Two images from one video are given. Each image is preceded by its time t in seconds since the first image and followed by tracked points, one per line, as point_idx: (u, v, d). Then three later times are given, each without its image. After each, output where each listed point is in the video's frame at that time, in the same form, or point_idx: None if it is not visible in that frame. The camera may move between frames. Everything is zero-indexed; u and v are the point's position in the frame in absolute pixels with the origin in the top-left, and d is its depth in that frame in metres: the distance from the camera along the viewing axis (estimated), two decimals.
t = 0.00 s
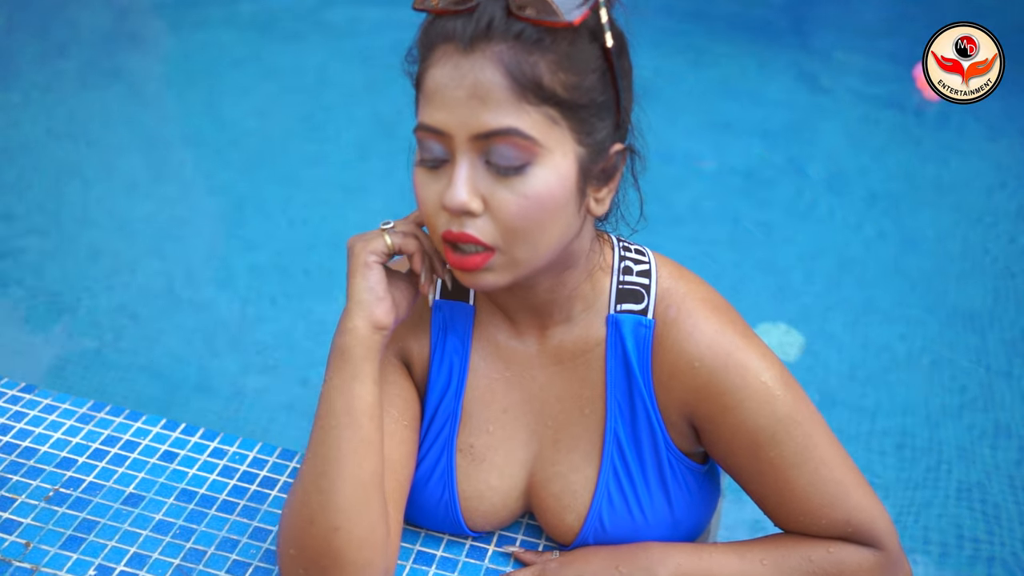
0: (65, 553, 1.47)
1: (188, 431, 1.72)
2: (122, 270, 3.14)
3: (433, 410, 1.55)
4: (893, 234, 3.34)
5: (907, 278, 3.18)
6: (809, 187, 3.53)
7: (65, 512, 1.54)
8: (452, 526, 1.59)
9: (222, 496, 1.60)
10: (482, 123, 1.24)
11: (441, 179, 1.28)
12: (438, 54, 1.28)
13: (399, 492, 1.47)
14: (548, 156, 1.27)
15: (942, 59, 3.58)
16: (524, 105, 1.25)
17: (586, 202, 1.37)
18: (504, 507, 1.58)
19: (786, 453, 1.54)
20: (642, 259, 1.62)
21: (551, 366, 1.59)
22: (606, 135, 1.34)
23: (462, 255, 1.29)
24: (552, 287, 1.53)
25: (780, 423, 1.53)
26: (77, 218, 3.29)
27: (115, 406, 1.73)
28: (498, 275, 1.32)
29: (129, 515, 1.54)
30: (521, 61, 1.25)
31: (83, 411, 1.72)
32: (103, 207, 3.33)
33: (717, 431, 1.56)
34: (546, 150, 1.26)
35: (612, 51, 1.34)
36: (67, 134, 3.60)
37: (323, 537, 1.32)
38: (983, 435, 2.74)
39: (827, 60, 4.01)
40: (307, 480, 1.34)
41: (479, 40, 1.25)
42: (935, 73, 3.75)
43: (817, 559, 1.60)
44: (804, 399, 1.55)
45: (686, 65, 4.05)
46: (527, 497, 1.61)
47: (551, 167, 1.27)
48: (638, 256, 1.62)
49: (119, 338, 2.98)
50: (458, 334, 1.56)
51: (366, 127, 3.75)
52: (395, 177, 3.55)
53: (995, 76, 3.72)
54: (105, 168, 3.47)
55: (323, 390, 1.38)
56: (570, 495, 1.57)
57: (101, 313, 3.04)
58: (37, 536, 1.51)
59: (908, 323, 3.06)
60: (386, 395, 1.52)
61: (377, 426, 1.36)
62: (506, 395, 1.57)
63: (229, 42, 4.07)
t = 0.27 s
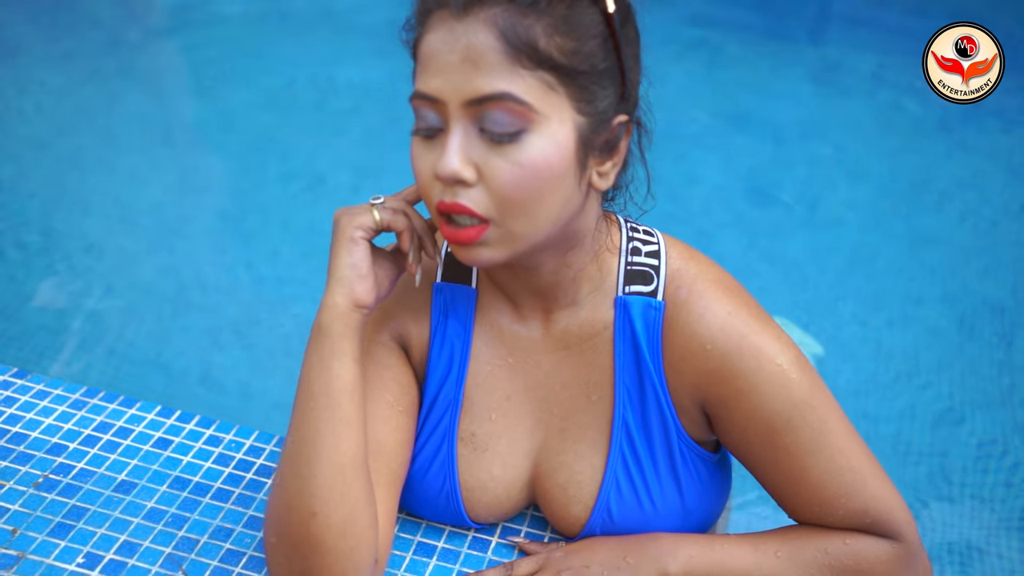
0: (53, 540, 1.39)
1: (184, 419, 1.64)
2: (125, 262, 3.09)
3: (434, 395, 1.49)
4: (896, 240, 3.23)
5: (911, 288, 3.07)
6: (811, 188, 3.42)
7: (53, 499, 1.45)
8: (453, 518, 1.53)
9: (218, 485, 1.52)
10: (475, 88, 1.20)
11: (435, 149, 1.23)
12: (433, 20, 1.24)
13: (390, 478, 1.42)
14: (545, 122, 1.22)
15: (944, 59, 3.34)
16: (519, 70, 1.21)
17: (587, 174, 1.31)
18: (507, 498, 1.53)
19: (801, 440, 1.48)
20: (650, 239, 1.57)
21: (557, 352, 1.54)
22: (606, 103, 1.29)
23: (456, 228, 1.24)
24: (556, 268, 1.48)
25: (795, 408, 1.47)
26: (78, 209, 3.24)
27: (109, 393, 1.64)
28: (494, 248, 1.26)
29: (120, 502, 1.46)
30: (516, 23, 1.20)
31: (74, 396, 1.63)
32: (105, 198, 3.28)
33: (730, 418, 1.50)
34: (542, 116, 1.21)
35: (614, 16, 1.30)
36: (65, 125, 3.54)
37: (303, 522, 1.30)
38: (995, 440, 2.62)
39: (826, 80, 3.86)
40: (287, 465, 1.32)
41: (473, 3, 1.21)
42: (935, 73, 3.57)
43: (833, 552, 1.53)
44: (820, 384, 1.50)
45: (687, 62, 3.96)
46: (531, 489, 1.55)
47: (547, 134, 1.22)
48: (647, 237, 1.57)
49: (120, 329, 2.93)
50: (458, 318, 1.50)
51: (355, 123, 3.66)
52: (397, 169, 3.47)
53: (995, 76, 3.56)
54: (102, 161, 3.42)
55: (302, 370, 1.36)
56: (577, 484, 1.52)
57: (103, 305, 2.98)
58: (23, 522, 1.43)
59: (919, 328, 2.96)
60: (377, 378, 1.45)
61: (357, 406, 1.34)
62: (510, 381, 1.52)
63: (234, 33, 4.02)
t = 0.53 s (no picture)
0: (38, 521, 1.35)
1: (177, 398, 1.58)
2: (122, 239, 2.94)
3: (436, 373, 1.43)
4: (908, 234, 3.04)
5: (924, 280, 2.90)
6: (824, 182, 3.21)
7: (38, 479, 1.40)
8: (457, 503, 1.46)
9: (211, 466, 1.47)
10: (472, 40, 1.19)
11: (431, 104, 1.23)
12: None
13: (386, 455, 1.37)
14: (543, 77, 1.20)
15: (943, 60, 3.26)
16: (518, 22, 1.19)
17: (590, 135, 1.28)
18: (513, 484, 1.45)
19: (823, 423, 1.41)
20: (664, 212, 1.49)
21: (565, 330, 1.46)
22: (612, 60, 1.26)
23: (451, 187, 1.23)
24: (563, 240, 1.41)
25: (816, 390, 1.40)
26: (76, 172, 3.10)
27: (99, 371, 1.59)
28: (489, 210, 1.25)
29: (108, 483, 1.41)
30: None
31: (64, 375, 1.58)
32: (93, 176, 3.09)
33: (748, 400, 1.43)
34: (540, 70, 1.20)
35: None
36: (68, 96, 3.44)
37: (293, 500, 1.26)
38: (1013, 442, 2.48)
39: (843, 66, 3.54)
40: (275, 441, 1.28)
41: None
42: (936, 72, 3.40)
43: (858, 540, 1.45)
44: (843, 365, 1.43)
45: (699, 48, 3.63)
46: (539, 474, 1.48)
47: (546, 90, 1.21)
48: (660, 210, 1.50)
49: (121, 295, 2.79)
50: (462, 293, 1.44)
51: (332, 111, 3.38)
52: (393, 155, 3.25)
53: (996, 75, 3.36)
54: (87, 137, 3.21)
55: (289, 340, 1.31)
56: (587, 469, 1.45)
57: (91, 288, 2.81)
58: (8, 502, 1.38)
59: (928, 321, 2.81)
60: (378, 353, 1.39)
61: (347, 378, 1.29)
62: (517, 361, 1.45)
63: None
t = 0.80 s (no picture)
0: (21, 499, 1.32)
1: (169, 376, 1.54)
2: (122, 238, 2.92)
3: (434, 347, 1.38)
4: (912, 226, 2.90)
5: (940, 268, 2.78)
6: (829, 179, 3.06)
7: (23, 457, 1.37)
8: (457, 484, 1.40)
9: (203, 445, 1.44)
10: None
11: (430, 57, 1.19)
12: None
13: (386, 431, 1.32)
14: (547, 31, 1.16)
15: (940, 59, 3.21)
16: None
17: (594, 96, 1.24)
18: (515, 464, 1.39)
19: (840, 400, 1.34)
20: (671, 181, 1.43)
21: (568, 304, 1.41)
22: (620, 19, 1.23)
23: (446, 143, 1.19)
24: (565, 209, 1.36)
25: (832, 366, 1.33)
26: (78, 177, 3.09)
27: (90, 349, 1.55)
28: (485, 169, 1.20)
29: (96, 461, 1.38)
30: None
31: (53, 353, 1.54)
32: (97, 178, 3.09)
33: (760, 377, 1.36)
34: (544, 23, 1.16)
35: None
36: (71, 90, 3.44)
37: (289, 474, 1.21)
38: None
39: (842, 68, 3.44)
40: (271, 412, 1.23)
41: None
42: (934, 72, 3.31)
43: (876, 522, 1.38)
44: (860, 340, 1.35)
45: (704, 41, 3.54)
46: (542, 455, 1.41)
47: (550, 44, 1.17)
48: (668, 178, 1.43)
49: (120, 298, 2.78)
50: (461, 265, 1.39)
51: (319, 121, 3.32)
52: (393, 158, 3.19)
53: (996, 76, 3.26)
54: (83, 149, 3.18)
55: (289, 307, 1.26)
56: (592, 448, 1.39)
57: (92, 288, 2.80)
58: None
59: (943, 309, 2.68)
60: (377, 325, 1.34)
61: (348, 348, 1.24)
62: (518, 335, 1.39)
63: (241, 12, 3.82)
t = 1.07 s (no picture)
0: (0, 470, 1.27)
1: (157, 347, 1.49)
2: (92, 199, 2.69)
3: (429, 311, 1.32)
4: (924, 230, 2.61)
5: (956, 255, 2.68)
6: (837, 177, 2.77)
7: (3, 427, 1.33)
8: (454, 455, 1.34)
9: (191, 416, 1.39)
10: None
11: None
12: None
13: (381, 396, 1.26)
14: None
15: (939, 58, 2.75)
16: None
17: (596, 48, 1.18)
18: (515, 434, 1.32)
19: (852, 370, 1.25)
20: (674, 141, 1.36)
21: (566, 269, 1.34)
22: None
23: (439, 88, 1.13)
24: (562, 166, 1.28)
25: (843, 335, 1.24)
26: (41, 148, 2.83)
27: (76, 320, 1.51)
28: (479, 118, 1.15)
29: (79, 432, 1.33)
30: None
31: (38, 323, 1.50)
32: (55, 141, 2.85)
33: (767, 346, 1.27)
34: None
35: None
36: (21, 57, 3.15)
37: (284, 437, 1.15)
38: None
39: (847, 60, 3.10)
40: (265, 372, 1.17)
41: None
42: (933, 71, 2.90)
43: (894, 494, 1.29)
44: (873, 307, 1.27)
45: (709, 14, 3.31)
46: (542, 426, 1.34)
47: None
48: (670, 138, 1.37)
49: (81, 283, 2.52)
50: (455, 226, 1.34)
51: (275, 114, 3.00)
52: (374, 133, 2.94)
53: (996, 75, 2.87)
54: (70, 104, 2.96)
55: (283, 262, 1.21)
56: (594, 420, 1.31)
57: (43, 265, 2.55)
58: None
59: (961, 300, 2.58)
60: (371, 288, 1.30)
61: (345, 306, 1.19)
62: (513, 300, 1.33)
63: None
